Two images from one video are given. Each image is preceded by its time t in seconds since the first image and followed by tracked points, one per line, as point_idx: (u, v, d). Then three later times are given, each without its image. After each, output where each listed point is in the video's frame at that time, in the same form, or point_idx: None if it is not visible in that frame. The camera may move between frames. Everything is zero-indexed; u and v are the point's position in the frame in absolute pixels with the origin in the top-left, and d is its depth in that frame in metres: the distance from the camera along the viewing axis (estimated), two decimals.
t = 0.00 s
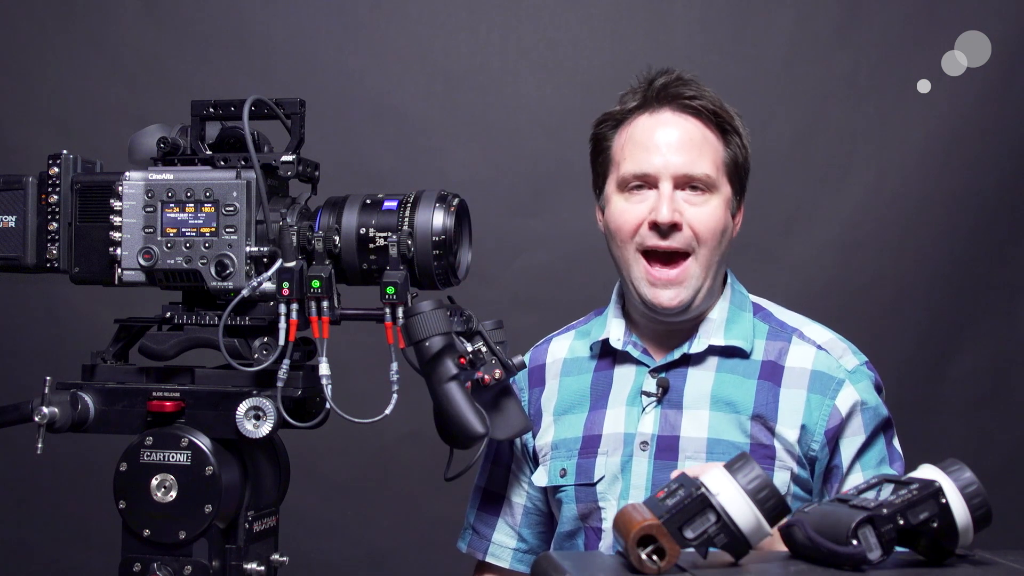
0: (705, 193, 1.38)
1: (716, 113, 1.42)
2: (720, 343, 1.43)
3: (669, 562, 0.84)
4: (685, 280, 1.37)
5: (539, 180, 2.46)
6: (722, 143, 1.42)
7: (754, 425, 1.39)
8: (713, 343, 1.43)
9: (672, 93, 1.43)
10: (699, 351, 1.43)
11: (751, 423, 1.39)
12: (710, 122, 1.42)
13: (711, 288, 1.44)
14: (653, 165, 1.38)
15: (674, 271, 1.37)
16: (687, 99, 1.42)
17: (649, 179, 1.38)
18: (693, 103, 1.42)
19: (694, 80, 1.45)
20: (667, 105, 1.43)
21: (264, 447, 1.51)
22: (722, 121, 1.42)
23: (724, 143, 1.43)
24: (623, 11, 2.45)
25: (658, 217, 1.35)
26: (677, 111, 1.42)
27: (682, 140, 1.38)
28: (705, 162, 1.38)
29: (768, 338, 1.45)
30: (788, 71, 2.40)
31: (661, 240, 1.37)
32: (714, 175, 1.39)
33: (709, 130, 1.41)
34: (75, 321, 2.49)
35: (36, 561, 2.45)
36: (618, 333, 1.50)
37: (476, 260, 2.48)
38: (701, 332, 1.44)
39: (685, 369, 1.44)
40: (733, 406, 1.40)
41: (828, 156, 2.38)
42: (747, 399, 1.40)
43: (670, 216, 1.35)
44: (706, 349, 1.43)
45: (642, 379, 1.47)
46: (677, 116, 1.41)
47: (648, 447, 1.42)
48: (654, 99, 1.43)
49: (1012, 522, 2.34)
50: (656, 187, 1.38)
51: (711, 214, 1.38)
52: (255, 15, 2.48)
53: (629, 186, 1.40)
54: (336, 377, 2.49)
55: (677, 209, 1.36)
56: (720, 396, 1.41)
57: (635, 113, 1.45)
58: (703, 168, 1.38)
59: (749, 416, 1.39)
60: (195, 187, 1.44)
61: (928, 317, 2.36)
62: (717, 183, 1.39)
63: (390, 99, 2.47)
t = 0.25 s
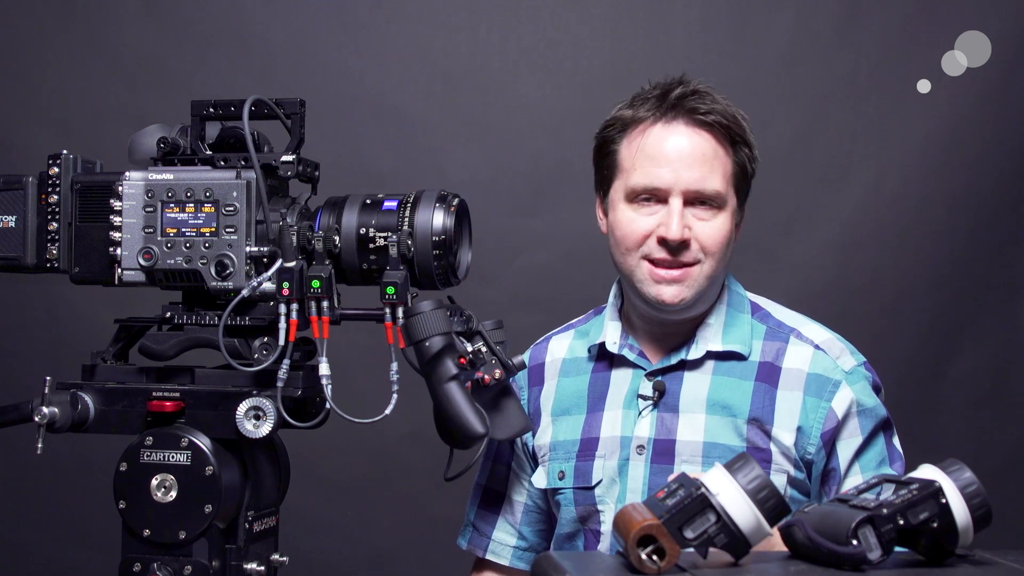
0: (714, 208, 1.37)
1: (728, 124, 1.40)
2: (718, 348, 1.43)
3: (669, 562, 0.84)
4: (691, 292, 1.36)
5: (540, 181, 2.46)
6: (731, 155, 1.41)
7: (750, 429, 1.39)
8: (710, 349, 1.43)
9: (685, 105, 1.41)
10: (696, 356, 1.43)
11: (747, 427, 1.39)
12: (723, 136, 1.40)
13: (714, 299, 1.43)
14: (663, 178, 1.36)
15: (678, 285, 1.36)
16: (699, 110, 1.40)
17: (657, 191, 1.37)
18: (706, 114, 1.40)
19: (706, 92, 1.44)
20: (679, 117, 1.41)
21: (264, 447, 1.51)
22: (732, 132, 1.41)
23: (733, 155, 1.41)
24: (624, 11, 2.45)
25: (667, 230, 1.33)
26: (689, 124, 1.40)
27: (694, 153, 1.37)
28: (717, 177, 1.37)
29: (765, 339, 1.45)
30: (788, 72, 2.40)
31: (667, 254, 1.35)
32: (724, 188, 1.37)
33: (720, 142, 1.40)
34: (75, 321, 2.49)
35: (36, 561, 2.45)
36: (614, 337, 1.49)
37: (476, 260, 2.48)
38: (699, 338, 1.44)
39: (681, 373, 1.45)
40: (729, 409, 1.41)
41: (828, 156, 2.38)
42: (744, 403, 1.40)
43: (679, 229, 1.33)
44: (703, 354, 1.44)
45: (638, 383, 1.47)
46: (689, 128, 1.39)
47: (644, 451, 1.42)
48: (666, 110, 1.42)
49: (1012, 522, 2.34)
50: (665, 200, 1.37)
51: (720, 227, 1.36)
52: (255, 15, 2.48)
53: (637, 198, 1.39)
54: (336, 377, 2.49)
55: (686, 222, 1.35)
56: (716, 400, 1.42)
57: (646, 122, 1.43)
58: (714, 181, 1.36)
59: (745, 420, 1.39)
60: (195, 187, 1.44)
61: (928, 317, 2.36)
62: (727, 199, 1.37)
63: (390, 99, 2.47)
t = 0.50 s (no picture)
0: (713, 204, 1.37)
1: (725, 121, 1.41)
2: (722, 349, 1.43)
3: (669, 562, 0.84)
4: (691, 291, 1.36)
5: (539, 181, 2.46)
6: (730, 152, 1.41)
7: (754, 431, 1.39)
8: (714, 350, 1.43)
9: (683, 103, 1.41)
10: (700, 357, 1.43)
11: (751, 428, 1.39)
12: (722, 132, 1.41)
13: (717, 298, 1.42)
14: (662, 175, 1.37)
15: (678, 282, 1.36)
16: (696, 108, 1.40)
17: (656, 188, 1.37)
18: (704, 112, 1.40)
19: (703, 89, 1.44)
20: (677, 114, 1.41)
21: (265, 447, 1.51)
22: (730, 130, 1.41)
23: (732, 152, 1.41)
24: (624, 11, 2.45)
25: (666, 227, 1.33)
26: (687, 120, 1.40)
27: (691, 150, 1.37)
28: (715, 173, 1.37)
29: (769, 340, 1.45)
30: (788, 71, 2.40)
31: (665, 251, 1.35)
32: (722, 185, 1.37)
33: (718, 139, 1.40)
34: (75, 321, 2.49)
35: (36, 560, 2.45)
36: (619, 338, 1.50)
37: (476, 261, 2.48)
38: (703, 339, 1.44)
39: (685, 374, 1.44)
40: (734, 410, 1.41)
41: (827, 156, 2.38)
42: (748, 404, 1.40)
43: (678, 226, 1.33)
44: (708, 355, 1.43)
45: (643, 384, 1.46)
46: (686, 125, 1.39)
47: (648, 452, 1.42)
48: (664, 108, 1.42)
49: (1012, 522, 2.34)
50: (665, 197, 1.37)
51: (719, 224, 1.36)
52: (255, 15, 2.48)
53: (637, 196, 1.39)
54: (336, 377, 2.49)
55: (686, 219, 1.35)
56: (721, 401, 1.41)
57: (645, 120, 1.43)
58: (712, 178, 1.36)
59: (750, 420, 1.39)
60: (195, 187, 1.44)
61: (928, 317, 2.36)
62: (726, 195, 1.37)
63: (390, 99, 2.47)
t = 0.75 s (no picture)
0: (687, 200, 1.37)
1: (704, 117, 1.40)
2: (729, 348, 1.43)
3: (669, 562, 0.84)
4: (665, 289, 1.37)
5: (539, 180, 2.46)
6: (710, 148, 1.40)
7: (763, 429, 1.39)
8: (722, 348, 1.43)
9: (655, 103, 1.42)
10: (707, 355, 1.43)
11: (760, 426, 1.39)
12: (694, 127, 1.40)
13: (709, 296, 1.41)
14: (632, 176, 1.38)
15: (654, 282, 1.37)
16: (673, 106, 1.41)
17: (628, 189, 1.39)
18: (682, 110, 1.40)
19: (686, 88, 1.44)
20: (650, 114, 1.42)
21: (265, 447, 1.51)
22: (708, 125, 1.40)
23: (713, 148, 1.40)
24: (624, 11, 2.45)
25: (632, 226, 1.35)
26: (658, 119, 1.41)
27: (664, 149, 1.37)
28: (684, 170, 1.37)
29: (777, 339, 1.45)
30: (788, 72, 2.40)
31: (638, 252, 1.36)
32: (695, 182, 1.37)
33: (694, 136, 1.39)
34: (74, 321, 2.49)
35: (36, 560, 2.45)
36: (627, 338, 1.50)
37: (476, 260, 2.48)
38: (711, 337, 1.44)
39: (693, 373, 1.45)
40: (742, 408, 1.41)
41: (827, 156, 2.38)
42: (756, 403, 1.40)
43: (644, 224, 1.35)
44: (715, 353, 1.44)
45: (651, 382, 1.47)
46: (663, 124, 1.40)
47: (655, 451, 1.43)
48: (645, 108, 1.43)
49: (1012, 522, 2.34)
50: (636, 196, 1.38)
51: (691, 222, 1.36)
52: (255, 15, 2.48)
53: (614, 199, 1.40)
54: (335, 377, 2.49)
55: (654, 217, 1.36)
56: (728, 400, 1.42)
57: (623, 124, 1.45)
58: (681, 175, 1.37)
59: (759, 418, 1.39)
60: (195, 187, 1.44)
61: (928, 317, 2.36)
62: (698, 190, 1.37)
63: (390, 99, 2.47)
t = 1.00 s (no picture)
0: (676, 197, 1.37)
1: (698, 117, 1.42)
2: (727, 342, 1.43)
3: (669, 562, 0.84)
4: (659, 284, 1.37)
5: (540, 181, 2.46)
6: (704, 147, 1.41)
7: (750, 416, 1.39)
8: (720, 342, 1.43)
9: (649, 103, 1.43)
10: (705, 349, 1.44)
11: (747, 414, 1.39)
12: (687, 127, 1.41)
13: (706, 292, 1.41)
14: (622, 175, 1.39)
15: (647, 279, 1.37)
16: (664, 107, 1.42)
17: (621, 188, 1.40)
18: (676, 109, 1.42)
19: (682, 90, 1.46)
20: (644, 114, 1.43)
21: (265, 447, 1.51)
22: (702, 124, 1.41)
23: (705, 146, 1.41)
24: (624, 11, 2.45)
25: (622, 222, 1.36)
26: (652, 118, 1.42)
27: (655, 148, 1.38)
28: (673, 168, 1.37)
29: (778, 334, 1.44)
30: (788, 72, 2.40)
31: (630, 249, 1.37)
32: (686, 179, 1.37)
33: (687, 135, 1.40)
34: (75, 321, 2.49)
35: (36, 560, 2.45)
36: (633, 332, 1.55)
37: (476, 261, 2.48)
38: (710, 331, 1.45)
39: (691, 366, 1.46)
40: (734, 398, 1.41)
41: (827, 156, 2.38)
42: (745, 391, 1.41)
43: (635, 221, 1.35)
44: (713, 346, 1.44)
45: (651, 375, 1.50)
46: (655, 124, 1.41)
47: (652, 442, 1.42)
48: (638, 109, 1.44)
49: (1012, 523, 2.34)
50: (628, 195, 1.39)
51: (682, 218, 1.36)
52: (255, 15, 2.48)
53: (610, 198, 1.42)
54: (335, 377, 2.49)
55: (644, 214, 1.36)
56: (722, 390, 1.42)
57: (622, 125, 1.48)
58: (671, 173, 1.37)
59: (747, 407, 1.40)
60: (196, 187, 1.44)
61: (928, 317, 2.36)
62: (688, 188, 1.37)
63: (390, 99, 2.47)
